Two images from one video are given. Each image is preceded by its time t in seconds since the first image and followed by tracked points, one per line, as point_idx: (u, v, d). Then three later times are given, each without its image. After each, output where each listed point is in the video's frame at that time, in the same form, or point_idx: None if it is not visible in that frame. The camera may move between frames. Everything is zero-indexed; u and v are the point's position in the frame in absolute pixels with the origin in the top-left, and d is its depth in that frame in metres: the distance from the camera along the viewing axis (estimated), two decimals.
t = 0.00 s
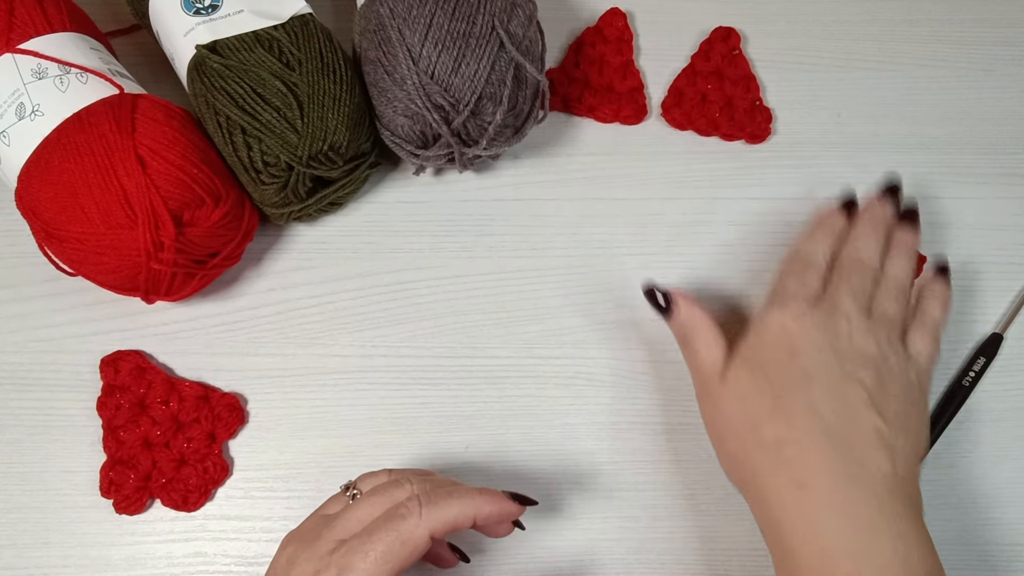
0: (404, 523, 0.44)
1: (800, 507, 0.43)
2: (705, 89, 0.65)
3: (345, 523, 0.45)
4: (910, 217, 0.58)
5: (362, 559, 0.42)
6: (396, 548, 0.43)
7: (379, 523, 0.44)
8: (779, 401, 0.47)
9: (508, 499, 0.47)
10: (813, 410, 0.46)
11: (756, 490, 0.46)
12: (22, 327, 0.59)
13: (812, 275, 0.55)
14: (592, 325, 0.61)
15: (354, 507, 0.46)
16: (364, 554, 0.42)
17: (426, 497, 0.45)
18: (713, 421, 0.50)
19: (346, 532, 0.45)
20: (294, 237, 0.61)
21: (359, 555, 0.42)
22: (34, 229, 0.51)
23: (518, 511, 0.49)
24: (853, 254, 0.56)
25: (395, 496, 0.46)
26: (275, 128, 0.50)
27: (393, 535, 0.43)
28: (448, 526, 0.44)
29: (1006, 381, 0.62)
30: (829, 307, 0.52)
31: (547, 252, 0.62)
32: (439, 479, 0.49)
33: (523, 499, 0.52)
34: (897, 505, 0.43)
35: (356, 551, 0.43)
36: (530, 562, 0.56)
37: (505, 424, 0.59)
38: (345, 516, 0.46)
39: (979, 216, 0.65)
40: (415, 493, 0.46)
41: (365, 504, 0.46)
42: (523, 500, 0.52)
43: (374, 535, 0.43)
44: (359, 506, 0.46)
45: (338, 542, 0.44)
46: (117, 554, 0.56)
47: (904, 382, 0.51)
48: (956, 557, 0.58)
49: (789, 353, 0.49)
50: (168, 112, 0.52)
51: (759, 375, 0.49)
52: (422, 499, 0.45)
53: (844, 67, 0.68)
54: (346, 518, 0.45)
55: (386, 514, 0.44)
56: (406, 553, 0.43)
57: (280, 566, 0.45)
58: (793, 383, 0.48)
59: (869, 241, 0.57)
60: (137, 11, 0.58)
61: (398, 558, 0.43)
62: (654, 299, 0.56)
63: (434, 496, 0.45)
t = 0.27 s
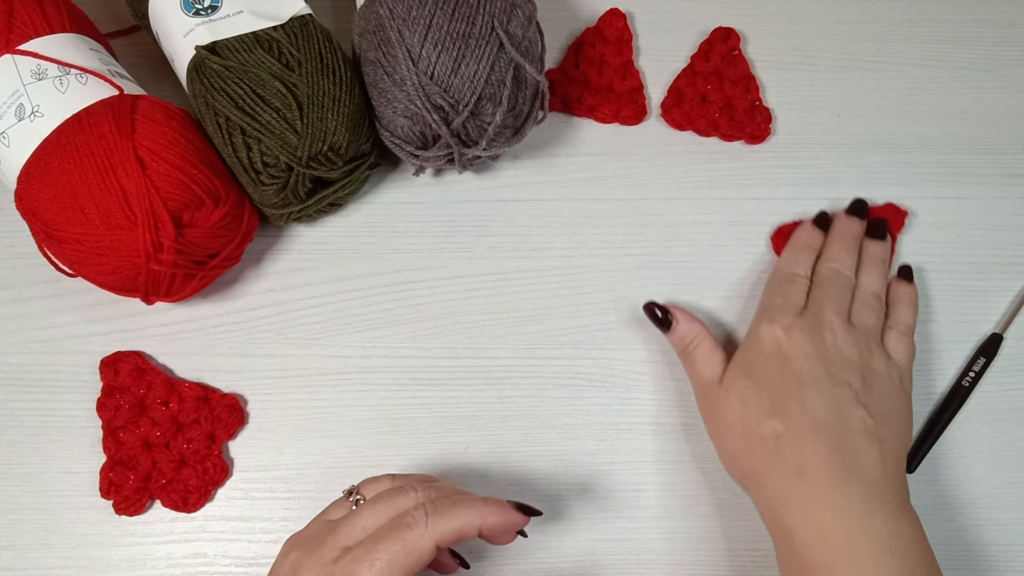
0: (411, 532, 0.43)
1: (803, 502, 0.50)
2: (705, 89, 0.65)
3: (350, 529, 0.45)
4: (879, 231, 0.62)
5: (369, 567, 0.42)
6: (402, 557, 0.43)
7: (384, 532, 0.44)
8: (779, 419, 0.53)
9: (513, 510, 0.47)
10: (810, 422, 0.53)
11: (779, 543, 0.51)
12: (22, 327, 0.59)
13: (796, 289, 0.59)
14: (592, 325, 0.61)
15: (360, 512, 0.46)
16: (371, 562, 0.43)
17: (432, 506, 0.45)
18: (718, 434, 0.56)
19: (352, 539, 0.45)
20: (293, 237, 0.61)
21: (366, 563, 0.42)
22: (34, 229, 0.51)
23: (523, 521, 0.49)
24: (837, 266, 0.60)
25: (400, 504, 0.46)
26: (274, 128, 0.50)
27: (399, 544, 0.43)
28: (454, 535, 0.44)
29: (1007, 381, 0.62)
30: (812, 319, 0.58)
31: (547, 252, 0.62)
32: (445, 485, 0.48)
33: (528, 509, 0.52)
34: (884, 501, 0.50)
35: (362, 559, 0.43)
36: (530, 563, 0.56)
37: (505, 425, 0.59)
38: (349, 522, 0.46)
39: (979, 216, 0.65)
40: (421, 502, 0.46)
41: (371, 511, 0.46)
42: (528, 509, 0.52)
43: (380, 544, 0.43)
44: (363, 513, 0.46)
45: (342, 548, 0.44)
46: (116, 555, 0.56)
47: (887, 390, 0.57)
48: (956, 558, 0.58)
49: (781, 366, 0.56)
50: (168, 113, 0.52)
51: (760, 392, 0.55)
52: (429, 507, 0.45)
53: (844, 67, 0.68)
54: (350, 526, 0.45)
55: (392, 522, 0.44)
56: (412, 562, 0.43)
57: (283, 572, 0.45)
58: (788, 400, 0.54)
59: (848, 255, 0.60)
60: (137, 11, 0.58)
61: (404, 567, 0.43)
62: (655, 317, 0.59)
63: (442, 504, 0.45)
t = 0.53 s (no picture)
0: (415, 526, 0.43)
1: (783, 432, 0.51)
2: (705, 89, 0.65)
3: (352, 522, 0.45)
4: (861, 175, 0.63)
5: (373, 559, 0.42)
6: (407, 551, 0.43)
7: (389, 525, 0.44)
8: (762, 357, 0.55)
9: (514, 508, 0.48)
10: (792, 361, 0.54)
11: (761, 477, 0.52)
12: (22, 326, 0.59)
13: (779, 238, 0.61)
14: (592, 325, 0.61)
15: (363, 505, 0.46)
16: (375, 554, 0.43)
17: (437, 502, 0.45)
18: (705, 377, 0.57)
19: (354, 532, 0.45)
20: (294, 237, 0.61)
21: (370, 555, 0.43)
22: (34, 228, 0.51)
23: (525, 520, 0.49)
24: (820, 213, 0.61)
25: (404, 498, 0.46)
26: (274, 127, 0.50)
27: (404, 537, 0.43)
28: (458, 531, 0.44)
29: (1007, 381, 0.62)
30: (795, 268, 0.59)
31: (547, 252, 0.62)
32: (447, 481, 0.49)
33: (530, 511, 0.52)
34: (865, 434, 0.51)
35: (366, 551, 0.43)
36: (530, 562, 0.56)
37: (505, 425, 0.59)
38: (351, 515, 0.46)
39: (979, 216, 0.65)
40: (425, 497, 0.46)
41: (374, 504, 0.46)
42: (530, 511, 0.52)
43: (384, 536, 0.43)
44: (366, 506, 0.45)
45: (345, 542, 0.44)
46: (116, 554, 0.56)
47: (865, 334, 0.58)
48: (956, 557, 0.58)
49: (765, 311, 0.57)
50: (168, 112, 0.52)
51: (745, 333, 0.56)
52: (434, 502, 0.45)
53: (844, 67, 0.68)
54: (353, 520, 0.45)
55: (396, 516, 0.44)
56: (416, 556, 0.43)
57: (286, 566, 0.46)
58: (771, 340, 0.55)
59: (830, 202, 0.62)
60: (137, 11, 0.58)
61: (408, 561, 0.43)
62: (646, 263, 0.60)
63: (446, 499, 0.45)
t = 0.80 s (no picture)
0: (415, 523, 0.43)
1: (770, 391, 0.52)
2: (705, 89, 0.65)
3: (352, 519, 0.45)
4: (863, 145, 0.63)
5: (372, 555, 0.42)
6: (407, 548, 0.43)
7: (389, 522, 0.44)
8: (751, 318, 0.56)
9: (513, 507, 0.48)
10: (778, 323, 0.55)
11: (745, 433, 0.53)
12: (22, 326, 0.59)
13: (775, 207, 0.61)
14: (592, 324, 0.61)
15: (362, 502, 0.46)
16: (375, 551, 0.43)
17: (437, 500, 0.45)
18: (695, 339, 0.58)
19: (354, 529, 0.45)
20: (294, 237, 0.61)
21: (370, 552, 0.43)
22: (34, 228, 0.51)
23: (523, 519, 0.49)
24: (816, 183, 0.62)
25: (403, 495, 0.46)
26: (275, 127, 0.50)
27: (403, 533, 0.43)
28: (457, 529, 0.45)
29: (1007, 381, 0.62)
30: (788, 237, 0.60)
31: (547, 252, 0.62)
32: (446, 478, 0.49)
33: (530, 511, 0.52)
34: (845, 392, 0.52)
35: (366, 548, 0.43)
36: (530, 563, 0.56)
37: (505, 425, 0.59)
38: (350, 513, 0.46)
39: (979, 216, 0.65)
40: (424, 494, 0.46)
41: (373, 501, 0.46)
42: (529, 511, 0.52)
43: (384, 533, 0.43)
44: (365, 504, 0.46)
45: (345, 539, 0.44)
46: (116, 554, 0.56)
47: (855, 302, 0.59)
48: (956, 557, 0.58)
49: (758, 277, 0.58)
50: (168, 112, 0.52)
51: (737, 297, 0.57)
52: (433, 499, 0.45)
53: (844, 67, 0.68)
54: (352, 517, 0.45)
55: (396, 513, 0.44)
56: (416, 552, 0.43)
57: (286, 563, 0.45)
58: (760, 303, 0.56)
59: (829, 172, 0.62)
60: (137, 10, 0.58)
61: (408, 557, 0.43)
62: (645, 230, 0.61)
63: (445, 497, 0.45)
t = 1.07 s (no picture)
0: (415, 522, 0.43)
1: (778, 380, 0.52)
2: (705, 88, 0.65)
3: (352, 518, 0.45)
4: (868, 130, 0.63)
5: (372, 553, 0.42)
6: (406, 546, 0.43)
7: (389, 521, 0.44)
8: (759, 310, 0.56)
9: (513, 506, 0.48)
10: (787, 313, 0.55)
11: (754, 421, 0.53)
12: (22, 326, 0.59)
13: (780, 197, 0.61)
14: (592, 324, 0.61)
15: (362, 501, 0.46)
16: (375, 548, 0.43)
17: (437, 499, 0.45)
18: (701, 331, 0.58)
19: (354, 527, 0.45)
20: (294, 236, 0.61)
21: (370, 549, 0.43)
22: (34, 228, 0.51)
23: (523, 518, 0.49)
24: (821, 172, 0.62)
25: (403, 494, 0.46)
26: (274, 127, 0.50)
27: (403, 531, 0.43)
28: (457, 528, 0.45)
29: (1007, 381, 0.62)
30: (794, 227, 0.60)
31: (547, 252, 0.62)
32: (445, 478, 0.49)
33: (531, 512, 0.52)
34: (854, 381, 0.53)
35: (366, 546, 0.43)
36: (530, 563, 0.56)
37: (504, 424, 0.59)
38: (350, 512, 0.46)
39: (979, 216, 0.65)
40: (424, 492, 0.46)
41: (374, 500, 0.46)
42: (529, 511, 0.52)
43: (384, 532, 0.43)
44: (365, 503, 0.46)
45: (345, 537, 0.44)
46: (116, 554, 0.56)
47: (860, 291, 0.59)
48: (956, 557, 0.58)
49: (764, 267, 0.58)
50: (168, 112, 0.52)
51: (744, 287, 0.57)
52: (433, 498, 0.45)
53: (844, 67, 0.68)
54: (352, 516, 0.45)
55: (396, 512, 0.44)
56: (417, 552, 0.43)
57: (286, 562, 0.45)
58: (767, 293, 0.57)
59: (832, 161, 0.62)
60: (137, 10, 0.58)
61: (407, 556, 0.43)
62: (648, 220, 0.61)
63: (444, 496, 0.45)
